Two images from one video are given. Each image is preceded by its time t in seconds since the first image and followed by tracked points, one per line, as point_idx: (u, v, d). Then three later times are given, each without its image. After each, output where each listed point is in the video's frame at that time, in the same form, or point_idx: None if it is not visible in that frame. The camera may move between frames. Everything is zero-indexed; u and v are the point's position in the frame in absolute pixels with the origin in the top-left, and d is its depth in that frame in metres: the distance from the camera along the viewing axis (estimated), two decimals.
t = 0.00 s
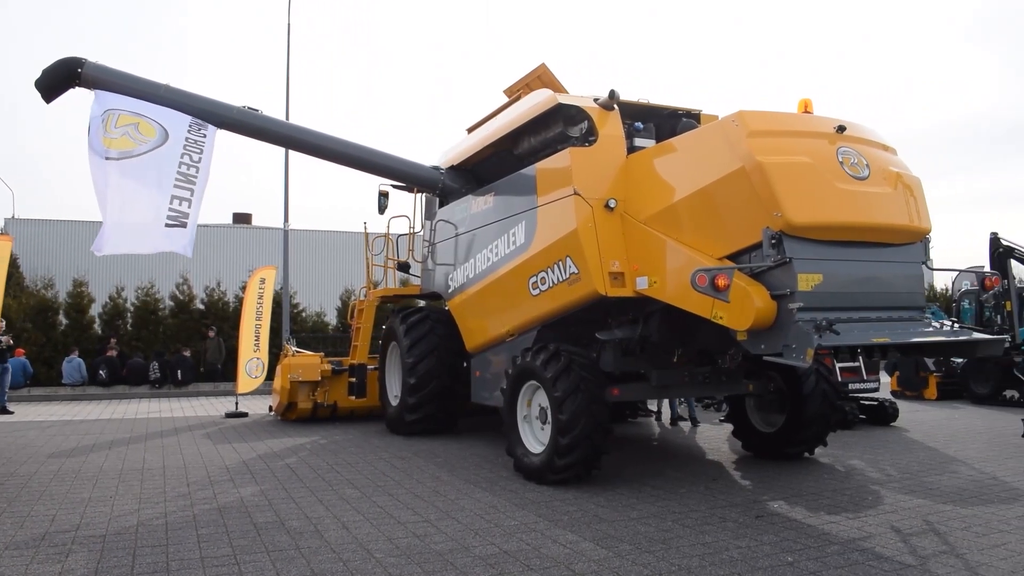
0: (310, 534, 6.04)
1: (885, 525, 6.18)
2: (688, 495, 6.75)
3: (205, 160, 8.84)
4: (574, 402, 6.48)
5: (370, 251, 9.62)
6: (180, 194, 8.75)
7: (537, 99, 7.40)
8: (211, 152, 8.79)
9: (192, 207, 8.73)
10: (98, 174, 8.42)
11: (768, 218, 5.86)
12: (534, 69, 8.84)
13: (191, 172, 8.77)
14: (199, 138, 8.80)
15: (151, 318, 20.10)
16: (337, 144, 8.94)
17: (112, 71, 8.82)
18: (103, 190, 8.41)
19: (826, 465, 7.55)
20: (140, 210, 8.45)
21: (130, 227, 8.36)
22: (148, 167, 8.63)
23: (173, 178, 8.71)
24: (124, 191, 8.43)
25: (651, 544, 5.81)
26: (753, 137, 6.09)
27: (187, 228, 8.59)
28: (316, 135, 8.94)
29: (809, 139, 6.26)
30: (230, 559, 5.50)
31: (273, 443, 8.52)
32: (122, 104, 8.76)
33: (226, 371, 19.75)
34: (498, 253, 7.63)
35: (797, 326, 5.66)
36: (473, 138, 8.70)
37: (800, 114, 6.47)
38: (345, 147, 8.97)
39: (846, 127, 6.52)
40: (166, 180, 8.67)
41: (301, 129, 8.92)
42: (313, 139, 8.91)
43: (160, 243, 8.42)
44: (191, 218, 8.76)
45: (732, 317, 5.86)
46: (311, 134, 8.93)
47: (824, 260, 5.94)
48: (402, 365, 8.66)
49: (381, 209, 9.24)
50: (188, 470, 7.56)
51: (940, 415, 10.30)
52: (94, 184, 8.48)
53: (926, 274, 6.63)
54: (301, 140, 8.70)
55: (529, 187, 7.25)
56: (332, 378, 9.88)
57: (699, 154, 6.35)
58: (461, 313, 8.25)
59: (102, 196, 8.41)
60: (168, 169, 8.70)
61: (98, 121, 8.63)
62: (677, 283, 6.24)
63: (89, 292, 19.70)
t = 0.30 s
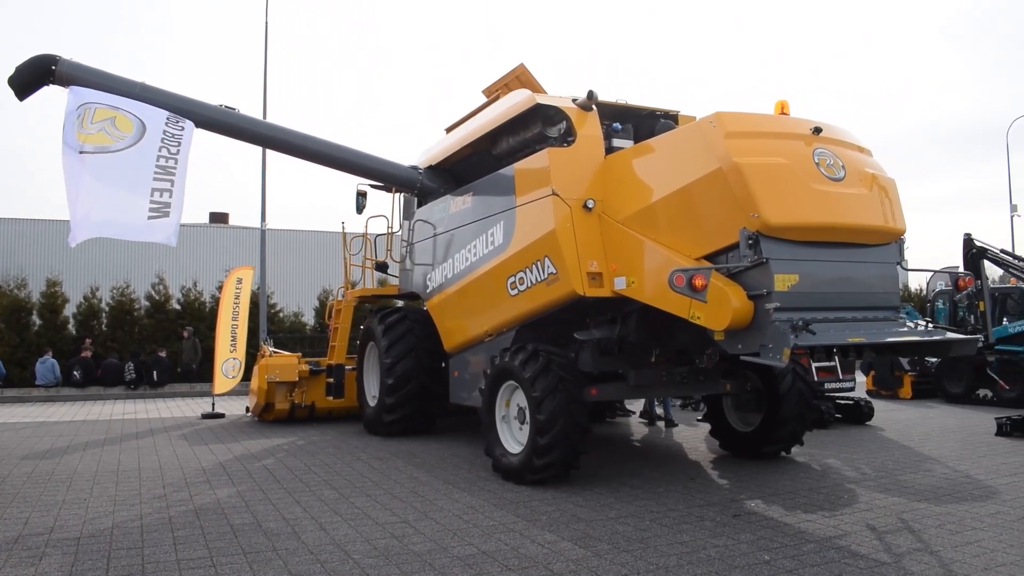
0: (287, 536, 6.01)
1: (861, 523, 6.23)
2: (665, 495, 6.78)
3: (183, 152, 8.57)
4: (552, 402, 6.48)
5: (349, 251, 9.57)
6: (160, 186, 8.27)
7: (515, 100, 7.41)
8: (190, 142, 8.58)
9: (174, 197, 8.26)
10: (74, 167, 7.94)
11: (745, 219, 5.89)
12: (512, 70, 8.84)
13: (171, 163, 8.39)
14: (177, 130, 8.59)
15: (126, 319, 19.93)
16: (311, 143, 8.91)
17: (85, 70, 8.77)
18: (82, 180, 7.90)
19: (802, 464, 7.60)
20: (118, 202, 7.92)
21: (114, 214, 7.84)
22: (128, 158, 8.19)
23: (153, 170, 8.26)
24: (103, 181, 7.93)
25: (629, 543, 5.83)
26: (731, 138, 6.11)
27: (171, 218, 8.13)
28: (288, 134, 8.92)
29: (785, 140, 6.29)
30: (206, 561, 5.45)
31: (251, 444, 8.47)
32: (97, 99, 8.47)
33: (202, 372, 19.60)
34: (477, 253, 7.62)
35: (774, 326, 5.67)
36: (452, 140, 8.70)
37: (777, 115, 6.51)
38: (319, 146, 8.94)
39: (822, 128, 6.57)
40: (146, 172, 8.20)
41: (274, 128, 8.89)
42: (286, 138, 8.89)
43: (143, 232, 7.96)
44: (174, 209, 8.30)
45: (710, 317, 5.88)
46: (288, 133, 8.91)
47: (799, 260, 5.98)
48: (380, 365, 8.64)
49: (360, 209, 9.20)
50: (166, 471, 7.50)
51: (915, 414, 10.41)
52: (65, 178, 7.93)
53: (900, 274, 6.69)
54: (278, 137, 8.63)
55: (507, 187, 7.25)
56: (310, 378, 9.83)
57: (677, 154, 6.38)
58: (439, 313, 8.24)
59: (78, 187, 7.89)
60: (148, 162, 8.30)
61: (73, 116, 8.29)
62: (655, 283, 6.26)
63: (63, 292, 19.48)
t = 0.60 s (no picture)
0: (260, 538, 5.96)
1: (833, 521, 6.29)
2: (640, 494, 6.80)
3: (159, 142, 8.31)
4: (527, 403, 6.49)
5: (323, 251, 9.51)
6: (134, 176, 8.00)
7: (489, 100, 7.40)
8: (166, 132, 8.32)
9: (150, 187, 7.96)
10: (43, 155, 7.72)
11: (718, 220, 5.92)
12: (487, 70, 8.84)
13: (146, 155, 8.15)
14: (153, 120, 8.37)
15: (97, 319, 19.71)
16: (281, 140, 8.83)
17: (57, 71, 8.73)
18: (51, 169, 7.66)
19: (775, 464, 7.66)
20: (89, 192, 7.69)
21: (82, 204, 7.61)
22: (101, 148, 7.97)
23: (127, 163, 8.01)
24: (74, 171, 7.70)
25: (604, 542, 5.84)
26: (705, 140, 6.14)
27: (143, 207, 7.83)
28: (260, 131, 8.84)
29: (759, 142, 6.33)
30: (178, 564, 5.39)
31: (223, 445, 8.40)
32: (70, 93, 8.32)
33: (174, 373, 19.41)
34: (452, 253, 7.61)
35: (747, 326, 5.71)
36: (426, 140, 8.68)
37: (750, 117, 6.55)
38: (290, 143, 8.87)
39: (795, 130, 6.62)
40: (120, 163, 7.96)
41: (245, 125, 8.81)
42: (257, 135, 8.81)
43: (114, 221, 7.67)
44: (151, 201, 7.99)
45: (684, 318, 5.90)
46: (263, 131, 8.84)
47: (772, 261, 6.02)
48: (355, 365, 8.60)
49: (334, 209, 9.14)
50: (137, 474, 7.41)
51: (886, 413, 10.53)
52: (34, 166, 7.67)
53: (871, 275, 6.76)
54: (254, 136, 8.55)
55: (482, 187, 7.24)
56: (283, 379, 9.76)
57: (651, 155, 6.40)
58: (415, 314, 8.21)
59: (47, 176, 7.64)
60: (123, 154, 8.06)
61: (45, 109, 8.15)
62: (629, 283, 6.27)
63: (31, 292, 19.22)
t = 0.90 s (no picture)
0: (237, 539, 5.92)
1: (810, 520, 6.33)
2: (619, 495, 6.81)
3: (137, 135, 8.25)
4: (506, 403, 6.48)
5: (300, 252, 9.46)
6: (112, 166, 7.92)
7: (469, 99, 7.40)
8: (144, 124, 8.26)
9: (129, 176, 7.92)
10: (21, 139, 7.55)
11: (696, 220, 5.94)
12: (466, 70, 8.84)
13: (124, 145, 8.08)
14: (131, 112, 8.27)
15: (72, 319, 19.53)
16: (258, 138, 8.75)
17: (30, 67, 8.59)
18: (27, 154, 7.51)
19: (752, 463, 7.70)
20: (70, 177, 7.59)
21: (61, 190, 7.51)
22: (76, 136, 7.84)
23: (105, 152, 7.94)
24: (53, 158, 7.58)
25: (583, 542, 5.85)
26: (683, 140, 6.17)
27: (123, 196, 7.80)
28: (237, 130, 8.75)
29: (736, 143, 6.37)
30: (153, 566, 5.35)
31: (201, 446, 8.35)
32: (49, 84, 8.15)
33: (151, 374, 19.24)
34: (431, 253, 7.59)
35: (724, 326, 5.73)
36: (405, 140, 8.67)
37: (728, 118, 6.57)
38: (267, 141, 8.80)
39: (772, 132, 6.65)
40: (99, 153, 7.88)
41: (221, 123, 8.72)
42: (233, 133, 8.72)
43: (93, 209, 7.61)
44: (128, 189, 7.95)
45: (662, 318, 5.92)
46: (239, 130, 8.75)
47: (749, 262, 6.05)
48: (333, 366, 8.57)
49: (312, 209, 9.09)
50: (111, 475, 7.35)
51: (863, 412, 10.62)
52: (12, 149, 7.50)
53: (847, 275, 6.81)
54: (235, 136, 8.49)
55: (461, 188, 7.23)
56: (261, 381, 9.71)
57: (630, 156, 6.41)
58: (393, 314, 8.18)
59: (25, 160, 7.48)
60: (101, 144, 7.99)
61: (18, 94, 7.93)
62: (608, 284, 6.28)
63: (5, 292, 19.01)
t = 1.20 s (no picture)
0: (215, 542, 5.87)
1: (788, 518, 6.36)
2: (599, 495, 6.84)
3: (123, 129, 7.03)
4: (485, 403, 6.48)
5: (279, 252, 9.41)
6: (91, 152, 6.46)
7: (449, 99, 7.38)
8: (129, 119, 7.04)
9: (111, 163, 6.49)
10: None
11: (676, 221, 5.96)
12: (446, 70, 8.82)
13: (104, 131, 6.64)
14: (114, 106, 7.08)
15: (47, 320, 19.29)
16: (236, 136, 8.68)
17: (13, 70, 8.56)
18: None
19: (731, 463, 7.74)
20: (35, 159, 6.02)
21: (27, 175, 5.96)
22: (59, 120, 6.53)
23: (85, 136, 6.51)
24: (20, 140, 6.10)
25: (563, 542, 5.86)
26: (663, 141, 6.19)
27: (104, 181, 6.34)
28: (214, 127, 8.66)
29: (716, 144, 6.40)
30: (130, 569, 5.29)
31: (178, 448, 8.28)
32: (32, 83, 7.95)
33: (128, 374, 19.05)
34: (410, 253, 7.58)
35: (704, 327, 5.75)
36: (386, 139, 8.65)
37: (708, 119, 6.60)
38: (245, 139, 8.73)
39: (751, 133, 6.69)
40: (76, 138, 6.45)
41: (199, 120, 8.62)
42: (210, 130, 8.62)
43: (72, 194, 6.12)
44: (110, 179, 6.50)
45: (642, 319, 5.94)
46: (216, 127, 8.65)
47: (728, 262, 6.08)
48: (312, 366, 8.53)
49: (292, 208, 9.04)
50: (88, 478, 7.26)
51: (841, 411, 10.71)
52: None
53: (825, 275, 6.86)
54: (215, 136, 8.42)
55: (440, 188, 7.23)
56: (240, 382, 9.67)
57: (609, 156, 6.43)
58: (373, 315, 8.15)
59: None
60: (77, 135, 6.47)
61: None
62: (588, 284, 6.29)
63: None
